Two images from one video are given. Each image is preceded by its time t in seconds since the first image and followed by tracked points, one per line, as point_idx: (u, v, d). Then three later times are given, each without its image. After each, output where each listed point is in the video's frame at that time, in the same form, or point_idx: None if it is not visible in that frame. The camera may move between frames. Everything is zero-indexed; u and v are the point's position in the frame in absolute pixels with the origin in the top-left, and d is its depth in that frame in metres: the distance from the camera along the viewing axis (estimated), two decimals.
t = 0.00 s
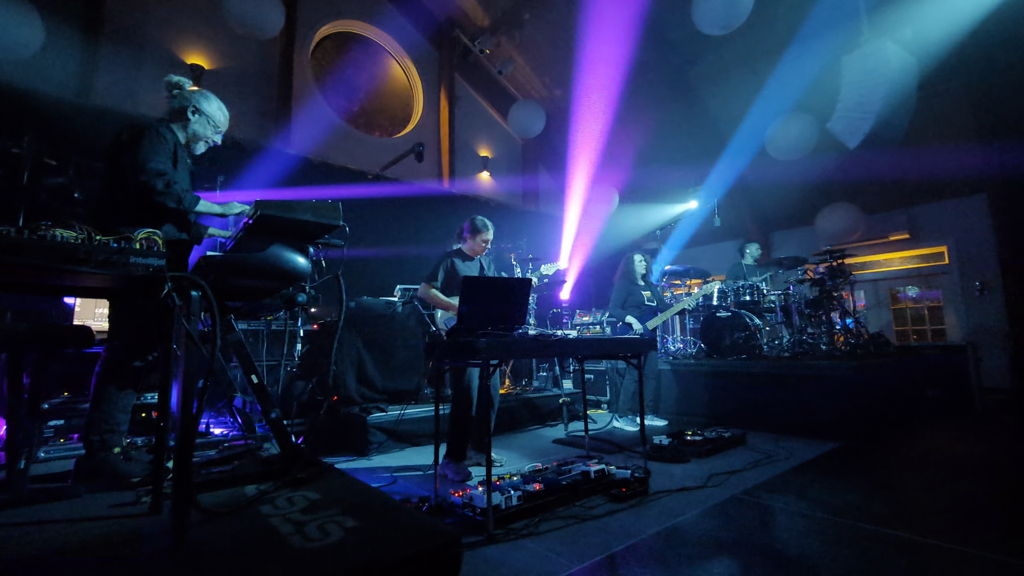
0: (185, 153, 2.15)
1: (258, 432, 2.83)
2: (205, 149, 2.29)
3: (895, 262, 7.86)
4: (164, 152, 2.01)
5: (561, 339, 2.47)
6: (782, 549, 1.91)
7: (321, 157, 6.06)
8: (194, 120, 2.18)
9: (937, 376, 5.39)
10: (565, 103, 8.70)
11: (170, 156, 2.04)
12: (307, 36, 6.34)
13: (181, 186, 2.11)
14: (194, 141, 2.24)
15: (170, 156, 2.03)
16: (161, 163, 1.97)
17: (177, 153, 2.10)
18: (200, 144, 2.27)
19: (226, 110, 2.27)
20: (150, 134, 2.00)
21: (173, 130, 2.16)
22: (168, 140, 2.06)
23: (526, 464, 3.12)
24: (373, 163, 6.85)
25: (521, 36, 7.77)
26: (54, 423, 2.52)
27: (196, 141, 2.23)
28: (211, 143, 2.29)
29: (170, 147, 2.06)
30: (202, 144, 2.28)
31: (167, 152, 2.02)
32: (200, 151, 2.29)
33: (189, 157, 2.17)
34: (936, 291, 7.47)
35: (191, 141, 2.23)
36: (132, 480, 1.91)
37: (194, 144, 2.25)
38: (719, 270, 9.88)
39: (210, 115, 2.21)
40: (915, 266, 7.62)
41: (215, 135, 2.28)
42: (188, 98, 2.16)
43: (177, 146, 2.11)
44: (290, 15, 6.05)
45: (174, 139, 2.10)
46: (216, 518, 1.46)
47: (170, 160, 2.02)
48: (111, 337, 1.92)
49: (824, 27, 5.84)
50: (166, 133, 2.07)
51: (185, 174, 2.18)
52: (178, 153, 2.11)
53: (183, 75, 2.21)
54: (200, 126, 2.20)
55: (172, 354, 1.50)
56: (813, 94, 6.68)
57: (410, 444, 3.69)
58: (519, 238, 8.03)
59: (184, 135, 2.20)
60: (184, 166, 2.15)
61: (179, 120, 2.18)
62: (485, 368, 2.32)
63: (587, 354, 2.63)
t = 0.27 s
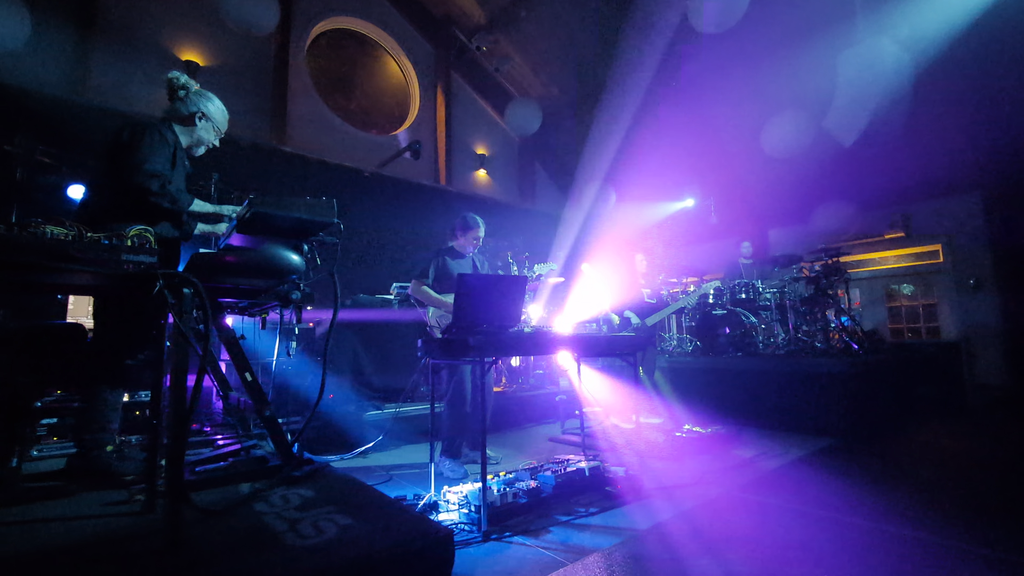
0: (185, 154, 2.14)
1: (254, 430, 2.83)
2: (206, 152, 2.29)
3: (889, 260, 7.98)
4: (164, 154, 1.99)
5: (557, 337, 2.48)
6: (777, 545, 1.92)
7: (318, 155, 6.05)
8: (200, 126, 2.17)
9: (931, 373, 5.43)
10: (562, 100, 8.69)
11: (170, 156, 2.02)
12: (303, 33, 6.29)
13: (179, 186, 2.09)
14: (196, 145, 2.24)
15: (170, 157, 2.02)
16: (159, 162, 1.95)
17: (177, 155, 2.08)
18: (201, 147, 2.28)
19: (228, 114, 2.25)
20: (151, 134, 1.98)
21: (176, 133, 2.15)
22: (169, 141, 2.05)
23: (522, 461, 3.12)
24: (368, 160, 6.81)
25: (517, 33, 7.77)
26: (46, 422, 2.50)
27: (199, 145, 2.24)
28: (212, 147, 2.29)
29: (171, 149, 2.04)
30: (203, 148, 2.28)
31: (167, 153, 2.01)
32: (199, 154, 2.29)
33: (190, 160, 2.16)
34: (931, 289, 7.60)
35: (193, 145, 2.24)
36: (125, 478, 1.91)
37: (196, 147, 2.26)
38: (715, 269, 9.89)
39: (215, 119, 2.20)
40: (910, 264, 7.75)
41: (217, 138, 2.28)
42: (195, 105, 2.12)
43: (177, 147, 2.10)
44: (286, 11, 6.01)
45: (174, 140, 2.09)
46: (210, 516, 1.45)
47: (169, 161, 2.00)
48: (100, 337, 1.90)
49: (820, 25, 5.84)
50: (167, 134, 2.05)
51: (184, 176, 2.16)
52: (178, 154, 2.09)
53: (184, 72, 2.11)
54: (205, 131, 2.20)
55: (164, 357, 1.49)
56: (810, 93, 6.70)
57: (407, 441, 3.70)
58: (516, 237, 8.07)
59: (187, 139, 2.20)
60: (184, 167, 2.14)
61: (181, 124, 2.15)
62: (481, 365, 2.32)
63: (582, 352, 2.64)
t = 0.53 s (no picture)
0: (175, 150, 2.14)
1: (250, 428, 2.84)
2: (195, 147, 2.29)
3: (885, 259, 7.89)
4: (156, 151, 1.99)
5: (552, 335, 2.49)
6: (769, 542, 1.94)
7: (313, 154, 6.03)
8: (189, 121, 2.19)
9: (925, 372, 5.46)
10: (559, 99, 8.69)
11: (162, 153, 2.03)
12: (299, 31, 6.26)
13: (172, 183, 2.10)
14: (185, 140, 2.24)
15: (162, 154, 2.02)
16: (152, 161, 1.96)
17: (168, 150, 2.09)
18: (191, 142, 2.28)
19: (217, 108, 2.27)
20: (140, 131, 1.99)
21: (166, 128, 2.15)
22: (159, 137, 2.05)
23: (517, 459, 3.14)
24: (365, 159, 6.81)
25: (514, 32, 7.77)
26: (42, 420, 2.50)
27: (188, 140, 2.24)
28: (201, 142, 2.29)
29: (162, 145, 2.05)
30: (192, 143, 2.28)
31: (159, 150, 2.01)
32: (189, 149, 2.29)
33: (179, 153, 2.16)
34: (925, 288, 7.48)
35: (183, 139, 2.24)
36: (119, 477, 1.90)
37: (185, 142, 2.25)
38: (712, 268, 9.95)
39: (204, 114, 2.21)
40: (906, 262, 7.64)
41: (206, 133, 2.29)
42: (184, 99, 2.14)
43: (168, 143, 2.10)
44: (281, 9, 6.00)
45: (165, 135, 2.09)
46: (203, 514, 1.46)
47: (162, 159, 2.01)
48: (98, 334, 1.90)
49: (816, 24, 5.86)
50: (158, 130, 2.05)
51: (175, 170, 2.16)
52: (169, 149, 2.10)
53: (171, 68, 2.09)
54: (195, 126, 2.21)
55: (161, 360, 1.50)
56: (805, 92, 6.73)
57: (403, 440, 3.71)
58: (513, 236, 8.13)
59: (177, 134, 2.20)
60: (175, 162, 2.13)
61: (172, 119, 2.17)
62: (476, 365, 2.32)
63: (577, 351, 2.65)
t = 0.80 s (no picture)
0: (175, 151, 2.13)
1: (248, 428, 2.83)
2: (198, 146, 2.28)
3: (882, 259, 8.01)
4: (151, 154, 1.97)
5: (550, 334, 2.49)
6: (767, 540, 1.96)
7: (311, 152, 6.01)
8: (190, 121, 2.17)
9: (921, 371, 5.49)
10: (557, 98, 8.69)
11: (158, 154, 2.01)
12: (296, 30, 6.24)
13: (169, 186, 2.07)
14: (187, 140, 2.22)
15: (158, 156, 2.00)
16: (149, 163, 1.95)
17: (166, 151, 2.07)
18: (193, 142, 2.26)
19: (216, 106, 2.26)
20: (137, 133, 1.97)
21: (167, 129, 2.14)
22: (157, 139, 2.04)
23: (514, 459, 3.14)
24: (363, 158, 6.78)
25: (511, 31, 7.76)
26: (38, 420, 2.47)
27: (190, 140, 2.22)
28: (203, 141, 2.28)
29: (159, 147, 2.03)
30: (195, 143, 2.26)
31: (155, 152, 2.00)
32: (192, 149, 2.28)
33: (179, 154, 2.14)
34: (920, 287, 7.64)
35: (184, 140, 2.22)
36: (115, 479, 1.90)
37: (187, 142, 2.24)
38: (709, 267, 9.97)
39: (203, 113, 2.20)
40: (902, 262, 7.78)
41: (207, 132, 2.27)
42: (182, 98, 2.14)
43: (167, 144, 2.08)
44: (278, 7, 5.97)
45: (163, 136, 2.08)
46: (200, 515, 1.46)
47: (158, 160, 1.99)
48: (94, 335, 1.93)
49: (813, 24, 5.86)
50: (155, 131, 2.04)
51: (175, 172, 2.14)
52: (168, 151, 2.08)
53: (170, 67, 2.13)
54: (196, 126, 2.19)
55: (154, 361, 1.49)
56: (802, 92, 6.74)
57: (401, 439, 3.71)
58: (511, 236, 8.12)
59: (178, 135, 2.18)
60: (174, 164, 2.12)
61: (172, 119, 2.16)
62: (474, 365, 2.32)
63: (575, 351, 2.65)
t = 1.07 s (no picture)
0: (172, 148, 2.14)
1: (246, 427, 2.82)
2: (197, 143, 2.29)
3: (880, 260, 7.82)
4: (149, 152, 1.99)
5: (549, 334, 2.48)
6: (766, 538, 1.96)
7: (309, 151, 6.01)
8: (188, 117, 2.16)
9: (919, 370, 5.49)
10: (555, 98, 8.69)
11: (156, 153, 2.02)
12: (294, 29, 6.24)
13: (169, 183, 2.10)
14: (185, 137, 2.24)
15: (155, 154, 2.01)
16: (145, 162, 1.95)
17: (164, 149, 2.08)
18: (192, 139, 2.28)
19: (213, 104, 2.23)
20: (133, 131, 1.97)
21: (164, 127, 2.16)
22: (153, 136, 2.04)
23: (513, 458, 3.13)
24: (361, 157, 6.78)
25: (510, 31, 7.77)
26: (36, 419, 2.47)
27: (188, 137, 2.24)
28: (202, 137, 2.28)
29: (156, 145, 2.04)
30: (193, 139, 2.28)
31: (152, 150, 2.01)
32: (191, 146, 2.30)
33: (178, 152, 2.16)
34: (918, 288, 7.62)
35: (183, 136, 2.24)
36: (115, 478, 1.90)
37: (186, 139, 2.26)
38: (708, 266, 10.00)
39: (201, 109, 2.18)
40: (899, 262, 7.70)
41: (206, 127, 2.27)
42: (178, 94, 2.10)
43: (164, 142, 2.09)
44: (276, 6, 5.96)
45: (160, 134, 2.08)
46: (200, 514, 1.46)
47: (155, 159, 2.00)
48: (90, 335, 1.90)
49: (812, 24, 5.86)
50: (151, 129, 2.04)
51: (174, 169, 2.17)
52: (166, 149, 2.09)
53: (164, 64, 2.10)
54: (193, 122, 2.19)
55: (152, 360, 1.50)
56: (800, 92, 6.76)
57: (399, 438, 3.71)
58: (510, 235, 8.12)
59: (175, 132, 2.20)
60: (173, 162, 2.14)
61: (170, 116, 2.16)
62: (472, 364, 2.33)
63: (574, 350, 2.65)
